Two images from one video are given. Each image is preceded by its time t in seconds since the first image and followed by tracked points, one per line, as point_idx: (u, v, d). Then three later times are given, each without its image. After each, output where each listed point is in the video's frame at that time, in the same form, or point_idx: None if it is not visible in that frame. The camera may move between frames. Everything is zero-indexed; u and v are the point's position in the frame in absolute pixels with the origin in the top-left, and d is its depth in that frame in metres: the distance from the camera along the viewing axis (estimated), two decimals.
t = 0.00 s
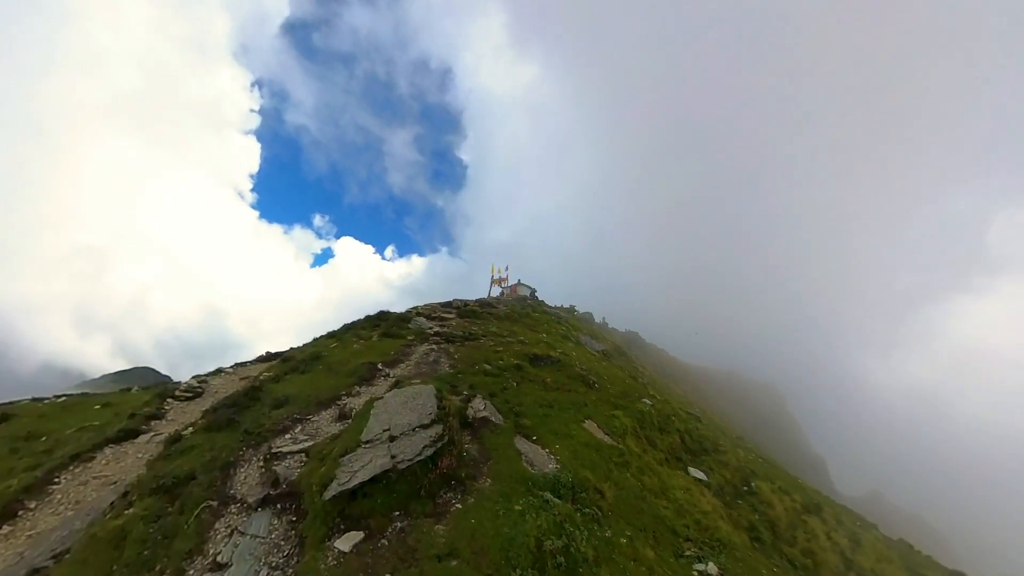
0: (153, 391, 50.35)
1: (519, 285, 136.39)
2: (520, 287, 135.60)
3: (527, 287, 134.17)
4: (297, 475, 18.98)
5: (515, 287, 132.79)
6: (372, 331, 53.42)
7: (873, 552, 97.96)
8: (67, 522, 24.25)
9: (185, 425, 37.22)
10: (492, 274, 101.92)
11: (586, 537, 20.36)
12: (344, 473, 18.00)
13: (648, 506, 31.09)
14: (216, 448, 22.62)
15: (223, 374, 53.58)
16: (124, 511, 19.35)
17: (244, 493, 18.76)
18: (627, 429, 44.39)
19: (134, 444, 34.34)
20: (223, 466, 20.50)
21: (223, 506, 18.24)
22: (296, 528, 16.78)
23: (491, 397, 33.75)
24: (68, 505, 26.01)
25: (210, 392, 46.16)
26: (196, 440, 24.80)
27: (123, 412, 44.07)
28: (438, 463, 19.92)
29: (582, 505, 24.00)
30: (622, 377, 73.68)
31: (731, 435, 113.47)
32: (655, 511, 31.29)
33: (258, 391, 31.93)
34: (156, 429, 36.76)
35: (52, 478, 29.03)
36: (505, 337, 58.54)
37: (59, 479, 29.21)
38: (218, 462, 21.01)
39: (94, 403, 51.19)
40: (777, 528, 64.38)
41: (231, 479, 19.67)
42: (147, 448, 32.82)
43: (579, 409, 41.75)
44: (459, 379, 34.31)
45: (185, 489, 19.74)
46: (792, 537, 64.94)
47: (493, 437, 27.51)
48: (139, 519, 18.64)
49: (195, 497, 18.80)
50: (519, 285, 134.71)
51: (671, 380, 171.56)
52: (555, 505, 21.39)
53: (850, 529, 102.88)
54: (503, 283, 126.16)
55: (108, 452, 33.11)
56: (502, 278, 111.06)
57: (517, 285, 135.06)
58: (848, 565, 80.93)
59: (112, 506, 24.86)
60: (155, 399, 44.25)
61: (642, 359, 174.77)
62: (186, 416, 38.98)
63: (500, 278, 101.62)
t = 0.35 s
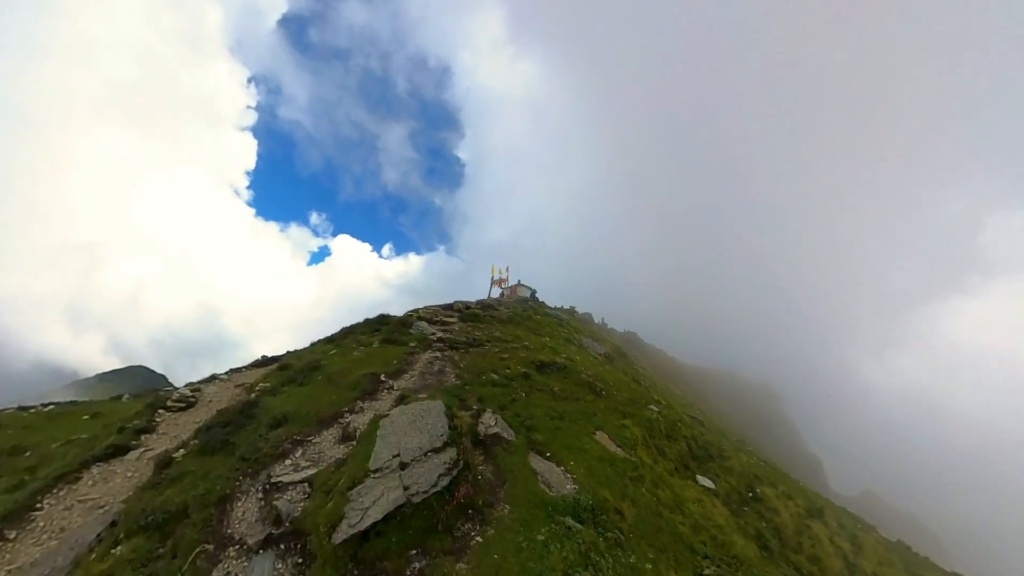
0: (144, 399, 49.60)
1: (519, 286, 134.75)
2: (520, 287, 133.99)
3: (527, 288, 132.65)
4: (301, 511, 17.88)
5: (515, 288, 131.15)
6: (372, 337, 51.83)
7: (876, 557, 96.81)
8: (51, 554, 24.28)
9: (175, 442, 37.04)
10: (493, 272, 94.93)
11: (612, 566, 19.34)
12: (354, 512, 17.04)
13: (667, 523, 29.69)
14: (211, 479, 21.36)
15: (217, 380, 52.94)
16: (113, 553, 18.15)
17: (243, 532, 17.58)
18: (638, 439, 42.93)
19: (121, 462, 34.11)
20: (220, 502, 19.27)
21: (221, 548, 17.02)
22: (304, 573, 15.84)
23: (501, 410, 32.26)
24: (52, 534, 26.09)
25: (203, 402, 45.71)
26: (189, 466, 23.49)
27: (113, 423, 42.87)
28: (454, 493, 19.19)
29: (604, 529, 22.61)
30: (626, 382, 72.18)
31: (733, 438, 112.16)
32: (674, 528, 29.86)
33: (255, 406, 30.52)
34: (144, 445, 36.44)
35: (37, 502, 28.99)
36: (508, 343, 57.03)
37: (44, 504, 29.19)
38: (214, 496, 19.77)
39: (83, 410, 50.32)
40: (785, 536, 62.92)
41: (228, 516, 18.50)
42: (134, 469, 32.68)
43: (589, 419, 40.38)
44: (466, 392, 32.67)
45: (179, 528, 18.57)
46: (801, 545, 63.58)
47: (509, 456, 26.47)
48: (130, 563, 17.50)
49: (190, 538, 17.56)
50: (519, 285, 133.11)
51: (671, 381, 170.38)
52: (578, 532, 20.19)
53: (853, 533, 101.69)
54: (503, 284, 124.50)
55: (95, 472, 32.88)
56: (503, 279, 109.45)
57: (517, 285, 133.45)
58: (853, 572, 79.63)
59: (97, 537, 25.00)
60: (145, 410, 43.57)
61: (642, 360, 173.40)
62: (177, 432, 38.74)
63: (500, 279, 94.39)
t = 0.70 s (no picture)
0: (135, 402, 48.40)
1: (519, 286, 133.64)
2: (519, 288, 132.96)
3: (527, 288, 131.60)
4: (289, 528, 16.71)
5: (515, 288, 130.05)
6: (369, 337, 50.61)
7: (879, 560, 95.86)
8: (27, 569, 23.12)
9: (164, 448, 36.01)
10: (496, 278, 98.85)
11: None
12: (345, 532, 15.84)
13: (675, 533, 28.53)
14: (196, 492, 20.16)
15: (209, 383, 51.83)
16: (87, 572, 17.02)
17: (227, 550, 16.46)
18: (642, 444, 41.76)
19: (106, 468, 32.86)
20: (203, 519, 18.15)
21: (202, 571, 15.92)
22: None
23: (501, 415, 31.04)
24: (31, 547, 25.00)
25: (194, 405, 44.68)
26: (174, 477, 22.30)
27: (100, 427, 41.56)
28: (454, 508, 18.06)
29: (612, 542, 21.41)
30: (628, 384, 71.01)
31: (735, 440, 111.05)
32: (682, 538, 28.67)
33: (245, 410, 29.35)
34: (132, 450, 35.23)
35: (16, 513, 27.88)
36: (508, 344, 55.79)
37: (23, 515, 28.05)
38: (197, 511, 18.65)
39: (72, 414, 49.12)
40: (790, 539, 61.82)
41: (212, 534, 17.39)
42: (120, 476, 31.47)
43: (592, 423, 39.26)
44: (466, 396, 31.42)
45: (160, 547, 17.46)
46: (805, 549, 62.49)
47: (512, 467, 25.16)
48: None
49: (169, 559, 16.47)
50: (519, 285, 132.04)
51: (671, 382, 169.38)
52: (585, 547, 18.95)
53: (856, 535, 100.69)
54: (502, 284, 123.44)
55: (79, 479, 31.64)
56: (503, 279, 108.57)
57: (517, 285, 132.40)
58: None
59: (77, 551, 23.93)
60: (135, 413, 42.35)
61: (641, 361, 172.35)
62: (166, 437, 37.73)
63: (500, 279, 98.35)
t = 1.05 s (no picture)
0: (121, 407, 46.30)
1: (519, 286, 131.61)
2: (520, 288, 130.94)
3: (527, 288, 129.69)
4: (265, 565, 15.13)
5: (515, 288, 128.10)
6: (364, 341, 48.60)
7: (887, 565, 94.29)
8: None
9: (148, 458, 33.84)
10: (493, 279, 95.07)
11: None
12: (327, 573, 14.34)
13: (689, 554, 26.99)
14: (165, 518, 18.15)
15: (199, 387, 49.65)
16: None
17: None
18: (650, 455, 40.05)
19: (83, 481, 30.76)
20: (171, 552, 16.32)
21: None
22: None
23: (503, 427, 29.13)
24: None
25: (181, 411, 42.55)
26: (145, 499, 20.35)
27: (82, 435, 39.35)
28: (451, 541, 16.81)
29: (627, 572, 19.82)
30: (632, 388, 69.14)
31: (739, 443, 109.42)
32: (697, 560, 27.09)
33: (228, 421, 27.34)
34: (113, 461, 33.17)
35: None
36: (509, 347, 53.84)
37: None
38: (165, 543, 16.79)
39: (55, 419, 46.96)
40: (800, 548, 60.28)
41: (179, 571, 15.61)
42: (97, 489, 29.40)
43: (598, 433, 37.38)
44: (465, 407, 29.49)
45: None
46: (816, 559, 60.87)
47: (514, 486, 23.39)
48: None
49: None
50: (519, 286, 130.08)
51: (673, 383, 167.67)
52: None
53: (862, 541, 99.12)
54: (502, 284, 121.48)
55: (53, 492, 29.61)
56: (503, 279, 106.53)
57: (517, 286, 130.41)
58: None
59: None
60: (118, 421, 40.26)
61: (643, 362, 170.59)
62: (151, 447, 35.59)
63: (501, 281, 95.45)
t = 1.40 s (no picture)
0: (108, 412, 44.36)
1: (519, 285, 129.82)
2: (519, 288, 129.11)
3: (527, 288, 127.97)
4: None
5: (515, 288, 126.42)
6: (361, 342, 46.72)
7: (894, 568, 93.05)
8: None
9: (132, 466, 31.88)
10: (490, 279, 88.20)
11: None
12: None
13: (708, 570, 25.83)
14: (137, 541, 16.54)
15: (190, 391, 47.70)
16: None
17: None
18: (661, 461, 38.63)
19: (61, 491, 28.81)
20: None
21: None
22: None
23: (508, 435, 27.29)
24: None
25: (170, 415, 40.61)
26: (118, 515, 18.70)
27: (64, 442, 37.37)
28: (458, 568, 15.65)
29: None
30: (637, 390, 67.38)
31: (743, 444, 108.13)
32: None
33: (213, 429, 25.78)
34: (95, 469, 31.26)
35: None
36: (512, 349, 52.09)
37: None
38: (135, 569, 15.22)
39: (38, 424, 44.93)
40: (811, 553, 58.98)
41: None
42: (75, 499, 27.45)
43: (606, 438, 35.61)
44: (467, 413, 27.66)
45: None
46: (827, 564, 59.51)
47: (522, 501, 21.59)
48: None
49: None
50: (519, 285, 128.35)
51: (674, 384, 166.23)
52: None
53: (869, 543, 97.84)
54: (502, 284, 119.78)
55: (29, 503, 27.71)
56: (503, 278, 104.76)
57: (517, 286, 128.64)
58: None
59: None
60: (102, 426, 38.31)
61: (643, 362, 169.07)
62: (135, 454, 33.62)
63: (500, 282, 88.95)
